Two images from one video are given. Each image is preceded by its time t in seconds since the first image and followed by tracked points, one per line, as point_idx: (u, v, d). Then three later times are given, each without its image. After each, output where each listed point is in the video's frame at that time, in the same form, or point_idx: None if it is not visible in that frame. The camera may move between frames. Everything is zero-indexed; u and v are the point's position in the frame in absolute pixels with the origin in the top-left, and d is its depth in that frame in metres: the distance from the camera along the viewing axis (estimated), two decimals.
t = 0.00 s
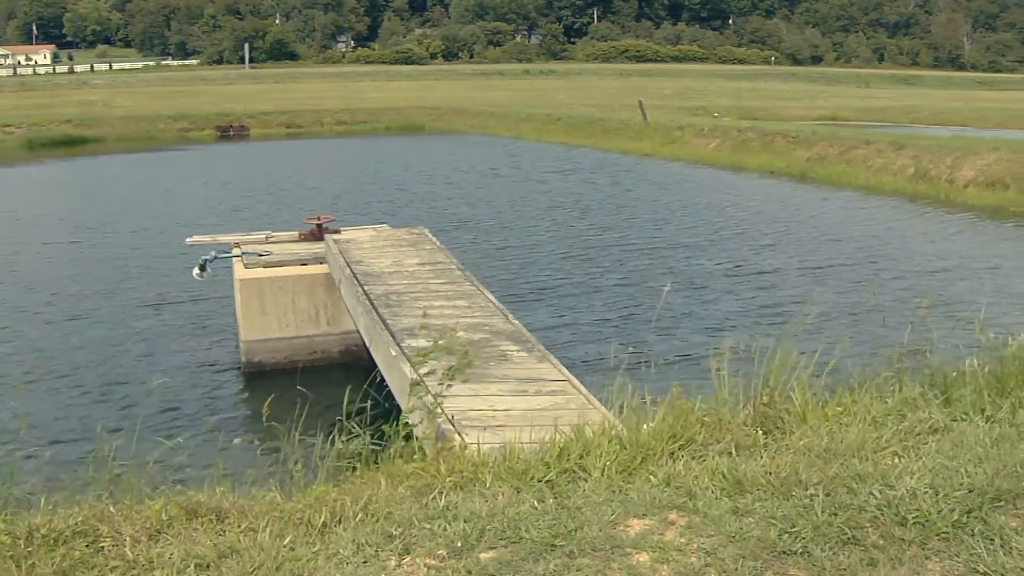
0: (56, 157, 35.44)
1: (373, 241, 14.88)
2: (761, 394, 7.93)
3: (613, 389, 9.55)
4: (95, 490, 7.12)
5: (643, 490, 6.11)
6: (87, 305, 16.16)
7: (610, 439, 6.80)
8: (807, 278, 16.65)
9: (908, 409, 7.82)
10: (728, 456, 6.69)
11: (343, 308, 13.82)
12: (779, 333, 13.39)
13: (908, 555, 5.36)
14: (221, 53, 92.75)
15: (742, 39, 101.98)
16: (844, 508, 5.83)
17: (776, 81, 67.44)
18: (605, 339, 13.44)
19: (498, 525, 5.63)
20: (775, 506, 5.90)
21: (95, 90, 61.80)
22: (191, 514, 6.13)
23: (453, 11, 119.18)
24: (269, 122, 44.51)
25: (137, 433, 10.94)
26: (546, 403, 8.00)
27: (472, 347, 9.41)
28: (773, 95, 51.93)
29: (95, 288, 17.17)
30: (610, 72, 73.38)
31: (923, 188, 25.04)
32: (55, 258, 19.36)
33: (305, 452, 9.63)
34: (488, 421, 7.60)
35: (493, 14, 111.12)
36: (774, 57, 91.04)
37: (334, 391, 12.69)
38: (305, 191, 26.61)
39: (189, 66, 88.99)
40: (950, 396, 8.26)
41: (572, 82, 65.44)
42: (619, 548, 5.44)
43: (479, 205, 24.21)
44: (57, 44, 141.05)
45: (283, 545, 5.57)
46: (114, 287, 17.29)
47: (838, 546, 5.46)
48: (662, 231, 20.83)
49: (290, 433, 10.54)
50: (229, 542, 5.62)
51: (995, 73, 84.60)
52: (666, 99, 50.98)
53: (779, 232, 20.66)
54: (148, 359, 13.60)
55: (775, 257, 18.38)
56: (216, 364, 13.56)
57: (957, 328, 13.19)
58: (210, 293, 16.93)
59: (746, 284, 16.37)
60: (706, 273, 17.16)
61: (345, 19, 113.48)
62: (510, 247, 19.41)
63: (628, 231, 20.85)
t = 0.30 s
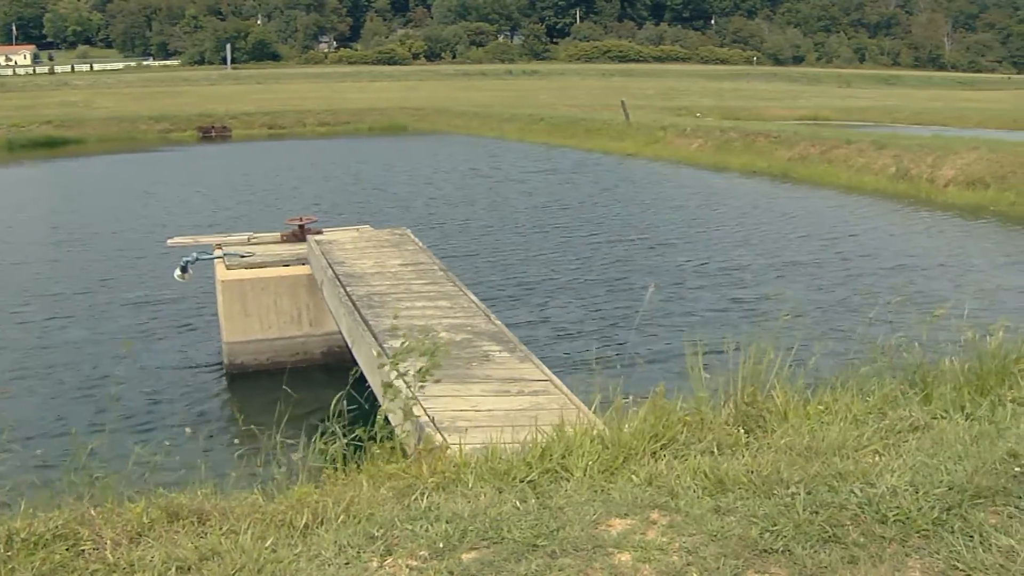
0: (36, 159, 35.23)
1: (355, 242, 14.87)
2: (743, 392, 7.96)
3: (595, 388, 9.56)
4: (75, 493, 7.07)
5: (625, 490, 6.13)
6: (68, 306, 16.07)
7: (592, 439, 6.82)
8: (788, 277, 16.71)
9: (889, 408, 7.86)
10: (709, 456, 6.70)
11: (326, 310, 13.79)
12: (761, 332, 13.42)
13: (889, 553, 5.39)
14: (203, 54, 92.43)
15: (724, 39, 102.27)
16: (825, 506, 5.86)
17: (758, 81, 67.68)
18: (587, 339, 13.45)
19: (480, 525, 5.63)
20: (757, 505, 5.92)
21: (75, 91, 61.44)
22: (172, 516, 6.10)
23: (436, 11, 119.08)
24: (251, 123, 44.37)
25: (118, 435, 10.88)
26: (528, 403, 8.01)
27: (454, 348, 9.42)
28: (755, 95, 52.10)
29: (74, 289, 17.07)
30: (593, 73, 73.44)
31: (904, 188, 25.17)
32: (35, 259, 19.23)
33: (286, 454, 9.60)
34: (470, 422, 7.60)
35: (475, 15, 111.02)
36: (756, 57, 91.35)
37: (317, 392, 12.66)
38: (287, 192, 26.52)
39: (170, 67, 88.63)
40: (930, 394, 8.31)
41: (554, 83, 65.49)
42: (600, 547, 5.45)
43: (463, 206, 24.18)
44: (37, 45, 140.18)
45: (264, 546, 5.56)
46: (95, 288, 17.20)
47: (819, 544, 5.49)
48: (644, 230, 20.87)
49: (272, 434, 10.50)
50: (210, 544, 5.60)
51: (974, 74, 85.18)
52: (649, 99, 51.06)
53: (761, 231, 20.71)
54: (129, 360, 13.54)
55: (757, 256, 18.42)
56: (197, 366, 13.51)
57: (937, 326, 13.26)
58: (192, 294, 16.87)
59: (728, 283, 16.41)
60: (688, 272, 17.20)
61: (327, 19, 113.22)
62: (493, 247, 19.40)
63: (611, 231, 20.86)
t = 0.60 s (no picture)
0: (19, 160, 35.05)
1: (339, 243, 14.85)
2: (727, 391, 7.99)
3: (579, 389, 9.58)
4: (57, 497, 7.03)
5: (609, 489, 6.14)
6: (51, 308, 15.99)
7: (577, 438, 6.82)
8: (772, 277, 16.76)
9: (872, 406, 7.90)
10: (694, 455, 6.72)
11: (311, 311, 13.78)
12: (745, 331, 13.46)
13: (872, 551, 5.41)
14: (187, 55, 92.17)
15: (709, 39, 102.54)
16: (809, 504, 5.88)
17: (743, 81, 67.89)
18: (572, 339, 13.46)
19: (464, 526, 5.62)
20: (742, 503, 5.94)
21: (58, 91, 61.15)
22: (156, 519, 6.08)
23: (421, 12, 119.01)
24: (236, 124, 44.25)
25: (102, 438, 10.84)
26: (513, 403, 8.01)
27: (438, 348, 9.41)
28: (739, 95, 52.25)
29: (56, 291, 16.98)
30: (578, 73, 73.52)
31: (888, 187, 25.28)
32: (18, 261, 19.13)
33: (271, 456, 9.57)
34: (454, 422, 7.59)
35: (460, 16, 111.01)
36: (740, 57, 91.62)
37: (302, 394, 12.63)
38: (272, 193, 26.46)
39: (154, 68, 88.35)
40: (913, 393, 8.35)
41: (539, 83, 65.53)
42: (585, 547, 5.45)
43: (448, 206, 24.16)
44: (19, 45, 139.50)
45: (249, 548, 5.54)
46: (79, 289, 17.12)
47: (803, 542, 5.51)
48: (628, 230, 20.90)
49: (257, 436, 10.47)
50: (194, 547, 5.58)
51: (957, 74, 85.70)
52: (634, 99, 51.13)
53: (745, 230, 20.76)
54: (114, 362, 13.48)
55: (742, 255, 18.47)
56: (182, 367, 13.46)
57: (920, 324, 13.32)
58: (176, 296, 16.80)
59: (713, 282, 16.45)
60: (673, 272, 17.23)
61: (312, 20, 113.03)
62: (478, 248, 19.38)
63: (596, 231, 20.87)
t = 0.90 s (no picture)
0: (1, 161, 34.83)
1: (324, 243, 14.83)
2: (712, 390, 8.02)
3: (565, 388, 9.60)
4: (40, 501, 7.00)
5: (594, 489, 6.15)
6: (34, 309, 15.89)
7: (562, 438, 6.83)
8: (757, 276, 16.79)
9: (857, 405, 7.94)
10: (678, 454, 6.74)
11: (296, 312, 13.76)
12: (730, 330, 13.47)
13: (856, 549, 5.43)
14: (171, 55, 91.79)
15: (694, 39, 102.75)
16: (793, 503, 5.90)
17: (728, 81, 68.05)
18: (558, 339, 13.45)
19: (450, 526, 5.63)
20: (727, 502, 5.96)
21: (41, 92, 60.80)
22: (140, 521, 6.05)
23: (407, 12, 118.86)
24: (220, 124, 44.09)
25: (84, 440, 10.78)
26: (498, 404, 8.01)
27: (424, 349, 9.41)
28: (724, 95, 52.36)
29: (39, 292, 16.87)
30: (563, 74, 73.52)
31: (873, 186, 25.40)
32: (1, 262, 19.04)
33: (255, 458, 9.53)
34: (440, 423, 7.59)
35: (446, 16, 110.88)
36: (725, 57, 91.81)
37: (286, 395, 12.59)
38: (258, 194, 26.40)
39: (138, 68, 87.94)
40: (898, 391, 8.40)
41: (524, 83, 65.52)
42: (571, 547, 5.46)
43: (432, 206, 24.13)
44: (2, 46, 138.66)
45: (233, 550, 5.53)
46: (62, 290, 17.02)
47: (788, 541, 5.53)
48: (614, 229, 20.92)
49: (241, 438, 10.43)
50: (179, 549, 5.55)
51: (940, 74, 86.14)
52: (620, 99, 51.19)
53: (730, 229, 20.81)
54: (97, 364, 13.40)
55: (726, 255, 18.53)
56: (166, 368, 13.40)
57: (904, 323, 13.37)
58: (160, 297, 16.74)
59: (697, 282, 16.48)
60: (658, 272, 17.24)
61: (297, 20, 112.72)
62: (463, 248, 19.36)
63: (582, 230, 20.88)
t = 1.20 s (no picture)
0: None
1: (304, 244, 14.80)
2: (691, 390, 8.03)
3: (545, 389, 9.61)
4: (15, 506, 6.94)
5: (573, 489, 6.16)
6: (11, 312, 15.78)
7: (542, 439, 6.84)
8: (736, 275, 16.85)
9: (835, 403, 7.99)
10: (657, 454, 6.76)
11: (276, 313, 13.72)
12: (709, 330, 13.52)
13: (834, 547, 5.47)
14: (150, 56, 91.32)
15: (674, 40, 103.05)
16: (772, 502, 5.93)
17: (707, 81, 68.34)
18: (539, 340, 13.45)
19: (429, 527, 5.63)
20: (706, 501, 5.98)
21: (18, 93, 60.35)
22: (118, 525, 6.02)
23: (387, 13, 118.70)
24: (199, 125, 43.89)
25: (62, 444, 10.71)
26: (478, 405, 8.01)
27: (402, 350, 9.40)
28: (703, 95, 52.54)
29: (16, 294, 16.76)
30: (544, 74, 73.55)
31: (851, 185, 25.54)
32: None
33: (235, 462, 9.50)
34: (419, 424, 7.59)
35: (425, 16, 110.80)
36: (705, 57, 92.11)
37: (266, 397, 12.55)
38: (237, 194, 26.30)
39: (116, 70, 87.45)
40: (876, 390, 8.45)
41: (504, 83, 65.53)
42: (550, 547, 5.47)
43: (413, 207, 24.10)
44: None
45: (211, 553, 5.50)
46: (40, 292, 16.92)
47: (767, 540, 5.56)
48: (594, 229, 20.95)
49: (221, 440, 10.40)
50: (157, 553, 5.53)
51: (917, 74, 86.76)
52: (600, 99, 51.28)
53: (710, 229, 20.88)
54: (76, 366, 13.32)
55: (706, 254, 18.57)
56: (145, 370, 13.33)
57: (882, 321, 13.45)
58: (138, 299, 16.65)
59: (677, 281, 16.53)
60: (638, 271, 17.29)
61: (276, 20, 112.34)
62: (444, 248, 19.34)
63: (562, 230, 20.90)
